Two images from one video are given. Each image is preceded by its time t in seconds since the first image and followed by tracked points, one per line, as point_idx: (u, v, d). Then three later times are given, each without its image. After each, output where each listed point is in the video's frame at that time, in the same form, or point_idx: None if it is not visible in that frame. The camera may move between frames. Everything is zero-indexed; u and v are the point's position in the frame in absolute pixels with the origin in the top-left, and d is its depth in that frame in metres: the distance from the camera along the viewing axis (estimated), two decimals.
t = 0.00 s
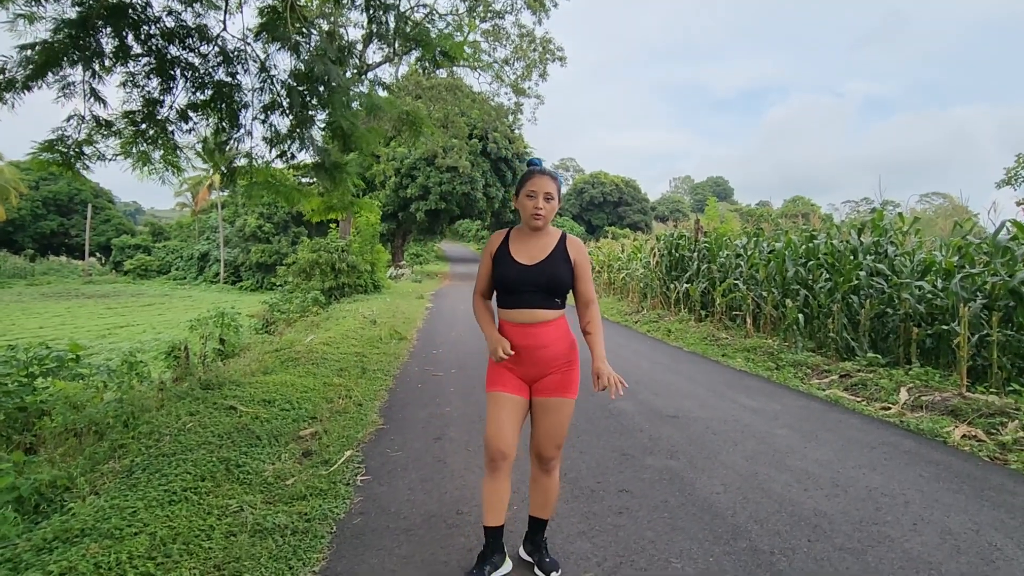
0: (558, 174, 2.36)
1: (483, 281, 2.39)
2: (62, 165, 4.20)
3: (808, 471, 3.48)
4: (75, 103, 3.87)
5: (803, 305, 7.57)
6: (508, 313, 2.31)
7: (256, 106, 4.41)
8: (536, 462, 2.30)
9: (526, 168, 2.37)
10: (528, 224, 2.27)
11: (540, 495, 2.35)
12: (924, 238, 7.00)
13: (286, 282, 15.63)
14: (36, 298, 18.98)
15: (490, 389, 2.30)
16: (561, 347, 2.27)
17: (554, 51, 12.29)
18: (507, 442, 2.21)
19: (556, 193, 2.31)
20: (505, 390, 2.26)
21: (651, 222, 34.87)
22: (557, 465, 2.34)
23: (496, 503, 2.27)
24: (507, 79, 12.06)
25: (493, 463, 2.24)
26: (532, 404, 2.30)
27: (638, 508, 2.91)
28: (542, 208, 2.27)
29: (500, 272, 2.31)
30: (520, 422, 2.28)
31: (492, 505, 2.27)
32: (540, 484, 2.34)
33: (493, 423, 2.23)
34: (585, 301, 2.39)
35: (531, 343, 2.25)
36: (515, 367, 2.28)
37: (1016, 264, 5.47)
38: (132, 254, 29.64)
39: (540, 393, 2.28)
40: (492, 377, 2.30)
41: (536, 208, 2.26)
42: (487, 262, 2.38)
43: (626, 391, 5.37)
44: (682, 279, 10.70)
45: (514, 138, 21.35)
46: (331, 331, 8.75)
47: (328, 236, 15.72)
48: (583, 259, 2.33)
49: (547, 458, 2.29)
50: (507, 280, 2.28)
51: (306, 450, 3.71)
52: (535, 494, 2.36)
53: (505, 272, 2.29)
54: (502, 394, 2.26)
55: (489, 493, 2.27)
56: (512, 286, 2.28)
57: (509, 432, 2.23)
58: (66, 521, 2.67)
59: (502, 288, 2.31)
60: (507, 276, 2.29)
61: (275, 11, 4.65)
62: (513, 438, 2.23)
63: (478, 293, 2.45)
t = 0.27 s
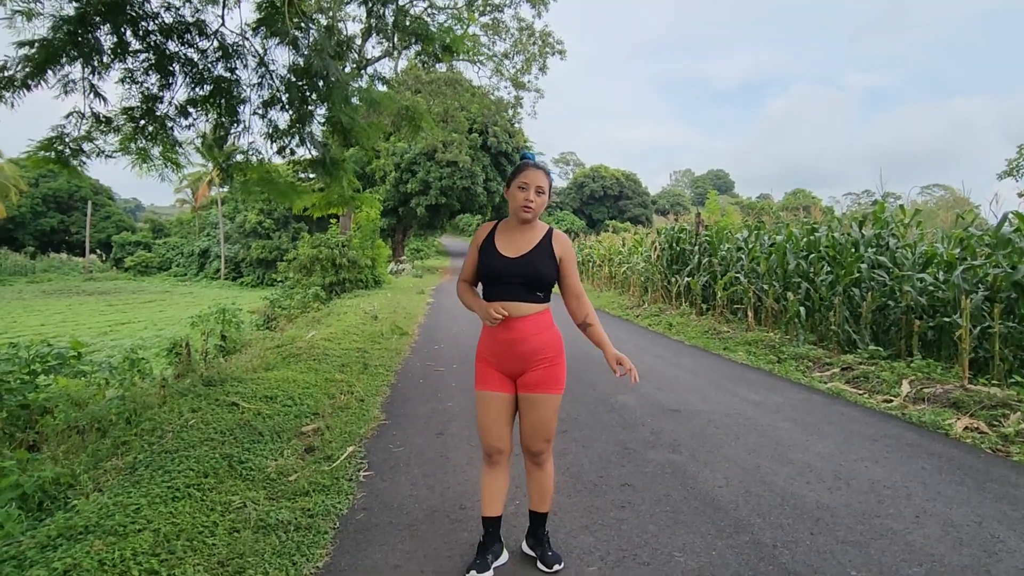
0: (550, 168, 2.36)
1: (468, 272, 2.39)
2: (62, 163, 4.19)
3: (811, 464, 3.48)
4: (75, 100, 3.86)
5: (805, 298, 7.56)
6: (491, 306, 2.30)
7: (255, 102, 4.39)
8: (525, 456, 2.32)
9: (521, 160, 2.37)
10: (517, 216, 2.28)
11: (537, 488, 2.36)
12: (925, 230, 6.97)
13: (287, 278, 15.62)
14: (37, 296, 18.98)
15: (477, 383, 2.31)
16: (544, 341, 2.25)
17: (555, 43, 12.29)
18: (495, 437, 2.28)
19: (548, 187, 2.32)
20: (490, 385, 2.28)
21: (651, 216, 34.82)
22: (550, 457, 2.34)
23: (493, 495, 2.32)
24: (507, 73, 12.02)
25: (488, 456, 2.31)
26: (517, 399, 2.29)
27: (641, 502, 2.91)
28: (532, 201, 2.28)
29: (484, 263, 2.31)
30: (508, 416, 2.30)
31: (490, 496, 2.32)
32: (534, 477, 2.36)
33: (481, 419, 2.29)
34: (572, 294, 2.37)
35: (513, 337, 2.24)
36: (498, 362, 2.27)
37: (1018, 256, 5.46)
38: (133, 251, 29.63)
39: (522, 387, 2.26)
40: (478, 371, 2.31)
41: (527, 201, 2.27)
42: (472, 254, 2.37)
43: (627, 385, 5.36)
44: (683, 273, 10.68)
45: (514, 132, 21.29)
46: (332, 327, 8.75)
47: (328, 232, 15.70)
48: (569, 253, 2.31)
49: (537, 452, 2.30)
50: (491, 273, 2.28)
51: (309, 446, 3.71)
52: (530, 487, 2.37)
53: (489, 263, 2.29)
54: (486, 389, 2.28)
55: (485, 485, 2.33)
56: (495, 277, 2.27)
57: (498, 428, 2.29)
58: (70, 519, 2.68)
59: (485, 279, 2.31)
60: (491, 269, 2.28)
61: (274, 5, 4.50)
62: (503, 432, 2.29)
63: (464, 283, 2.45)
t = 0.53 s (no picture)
0: (535, 163, 2.34)
1: (454, 268, 2.36)
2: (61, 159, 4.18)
3: (812, 456, 3.49)
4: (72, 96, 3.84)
5: (805, 290, 7.56)
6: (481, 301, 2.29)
7: (253, 96, 4.36)
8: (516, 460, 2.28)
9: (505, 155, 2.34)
10: (504, 213, 2.27)
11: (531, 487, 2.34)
12: (925, 222, 6.97)
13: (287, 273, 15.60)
14: (36, 292, 18.96)
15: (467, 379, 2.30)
16: (533, 337, 2.25)
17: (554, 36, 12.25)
18: (486, 433, 2.29)
19: (534, 183, 2.30)
20: (480, 382, 2.27)
21: (651, 209, 34.79)
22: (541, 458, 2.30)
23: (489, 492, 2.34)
24: (505, 66, 11.97)
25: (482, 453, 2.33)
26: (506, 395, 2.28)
27: (643, 495, 2.91)
28: (519, 199, 2.26)
29: (472, 259, 2.29)
30: (498, 414, 2.30)
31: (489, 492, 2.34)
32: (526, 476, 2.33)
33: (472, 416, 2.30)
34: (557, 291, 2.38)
35: (503, 332, 2.23)
36: (488, 357, 2.26)
37: (1018, 247, 5.45)
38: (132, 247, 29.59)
39: (510, 384, 2.25)
40: (467, 367, 2.30)
41: (513, 199, 2.25)
42: (459, 249, 2.35)
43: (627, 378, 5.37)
44: (683, 266, 10.68)
45: (513, 125, 21.23)
46: (332, 321, 8.75)
47: (327, 227, 15.67)
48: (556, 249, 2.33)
49: (528, 456, 2.26)
50: (481, 267, 2.27)
51: (310, 441, 3.71)
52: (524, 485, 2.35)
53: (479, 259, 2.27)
54: (476, 387, 2.27)
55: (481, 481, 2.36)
56: (485, 273, 2.27)
57: (488, 425, 2.29)
58: (73, 515, 2.68)
59: (474, 275, 2.29)
60: (481, 263, 2.27)
61: None
62: (494, 429, 2.30)
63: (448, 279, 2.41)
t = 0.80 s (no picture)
0: (517, 155, 2.29)
1: (452, 267, 2.30)
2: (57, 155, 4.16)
3: (809, 448, 3.50)
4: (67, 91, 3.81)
5: (802, 283, 7.58)
6: (487, 296, 2.27)
7: (249, 90, 4.34)
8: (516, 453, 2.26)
9: (485, 152, 2.30)
10: (492, 214, 2.27)
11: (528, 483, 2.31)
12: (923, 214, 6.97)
13: (284, 267, 15.57)
14: (32, 287, 18.90)
15: (469, 375, 2.26)
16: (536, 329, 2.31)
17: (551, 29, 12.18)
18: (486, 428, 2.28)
19: (516, 181, 2.27)
20: (483, 378, 2.25)
21: (648, 202, 34.76)
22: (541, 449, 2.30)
23: (486, 486, 2.35)
24: (502, 59, 11.92)
25: (481, 448, 2.32)
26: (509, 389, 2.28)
27: (641, 488, 2.92)
28: (501, 200, 2.24)
29: (478, 256, 2.25)
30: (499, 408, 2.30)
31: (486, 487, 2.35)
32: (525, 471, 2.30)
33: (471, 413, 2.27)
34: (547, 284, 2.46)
35: (512, 325, 2.25)
36: (494, 352, 2.26)
37: (1014, 239, 5.45)
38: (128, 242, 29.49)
39: (513, 377, 2.27)
40: (470, 363, 2.26)
41: (496, 201, 2.23)
42: (457, 246, 2.28)
43: (625, 372, 5.38)
44: (680, 259, 10.68)
45: (510, 119, 21.16)
46: (330, 316, 8.75)
47: (325, 221, 15.64)
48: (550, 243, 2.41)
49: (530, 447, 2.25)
50: (490, 262, 2.24)
51: (309, 436, 3.71)
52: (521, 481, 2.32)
53: (487, 255, 2.24)
54: (480, 383, 2.25)
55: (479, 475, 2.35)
56: (493, 268, 2.24)
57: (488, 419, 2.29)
58: (72, 510, 2.68)
59: (480, 271, 2.26)
60: (489, 259, 2.24)
61: None
62: (493, 423, 2.29)
63: (441, 278, 2.34)
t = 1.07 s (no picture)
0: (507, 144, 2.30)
1: (454, 261, 2.28)
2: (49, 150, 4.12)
3: (803, 439, 3.52)
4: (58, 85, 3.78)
5: (796, 276, 7.60)
6: (492, 289, 2.26)
7: (241, 84, 4.31)
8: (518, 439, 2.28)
9: (475, 143, 2.30)
10: (489, 204, 2.27)
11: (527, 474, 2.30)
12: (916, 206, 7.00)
13: (278, 262, 15.52)
14: (24, 283, 18.77)
15: (477, 369, 2.24)
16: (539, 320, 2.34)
17: (545, 21, 12.12)
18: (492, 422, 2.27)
19: (509, 170, 2.28)
20: (491, 372, 2.24)
21: (643, 196, 34.77)
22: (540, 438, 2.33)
23: (484, 478, 2.35)
24: (496, 52, 11.87)
25: (483, 441, 2.31)
26: (515, 381, 2.29)
27: (636, 480, 2.94)
28: (493, 189, 2.25)
29: (483, 248, 2.24)
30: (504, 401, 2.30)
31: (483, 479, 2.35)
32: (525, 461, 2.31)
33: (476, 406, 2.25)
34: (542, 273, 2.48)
35: (519, 317, 2.26)
36: (502, 344, 2.25)
37: (1006, 231, 5.48)
38: (121, 237, 29.32)
39: (519, 368, 2.28)
40: (478, 357, 2.25)
41: (488, 191, 2.25)
42: (460, 239, 2.26)
43: (620, 364, 5.39)
44: (675, 252, 10.70)
45: (504, 112, 21.10)
46: (325, 310, 8.73)
47: (319, 215, 15.58)
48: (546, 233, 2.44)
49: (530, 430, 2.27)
50: (497, 254, 2.23)
51: (304, 430, 3.71)
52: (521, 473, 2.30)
53: (493, 247, 2.23)
54: (489, 376, 2.24)
55: (478, 467, 2.35)
56: (499, 260, 2.24)
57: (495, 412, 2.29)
58: (67, 505, 2.67)
59: (486, 264, 2.24)
60: (496, 251, 2.23)
61: None
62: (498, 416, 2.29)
63: (442, 273, 2.31)
